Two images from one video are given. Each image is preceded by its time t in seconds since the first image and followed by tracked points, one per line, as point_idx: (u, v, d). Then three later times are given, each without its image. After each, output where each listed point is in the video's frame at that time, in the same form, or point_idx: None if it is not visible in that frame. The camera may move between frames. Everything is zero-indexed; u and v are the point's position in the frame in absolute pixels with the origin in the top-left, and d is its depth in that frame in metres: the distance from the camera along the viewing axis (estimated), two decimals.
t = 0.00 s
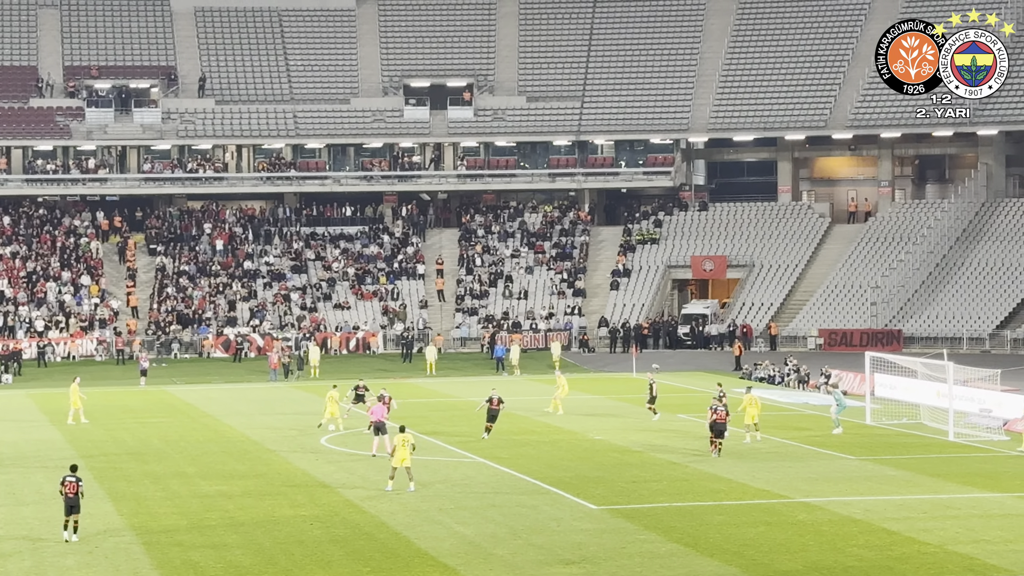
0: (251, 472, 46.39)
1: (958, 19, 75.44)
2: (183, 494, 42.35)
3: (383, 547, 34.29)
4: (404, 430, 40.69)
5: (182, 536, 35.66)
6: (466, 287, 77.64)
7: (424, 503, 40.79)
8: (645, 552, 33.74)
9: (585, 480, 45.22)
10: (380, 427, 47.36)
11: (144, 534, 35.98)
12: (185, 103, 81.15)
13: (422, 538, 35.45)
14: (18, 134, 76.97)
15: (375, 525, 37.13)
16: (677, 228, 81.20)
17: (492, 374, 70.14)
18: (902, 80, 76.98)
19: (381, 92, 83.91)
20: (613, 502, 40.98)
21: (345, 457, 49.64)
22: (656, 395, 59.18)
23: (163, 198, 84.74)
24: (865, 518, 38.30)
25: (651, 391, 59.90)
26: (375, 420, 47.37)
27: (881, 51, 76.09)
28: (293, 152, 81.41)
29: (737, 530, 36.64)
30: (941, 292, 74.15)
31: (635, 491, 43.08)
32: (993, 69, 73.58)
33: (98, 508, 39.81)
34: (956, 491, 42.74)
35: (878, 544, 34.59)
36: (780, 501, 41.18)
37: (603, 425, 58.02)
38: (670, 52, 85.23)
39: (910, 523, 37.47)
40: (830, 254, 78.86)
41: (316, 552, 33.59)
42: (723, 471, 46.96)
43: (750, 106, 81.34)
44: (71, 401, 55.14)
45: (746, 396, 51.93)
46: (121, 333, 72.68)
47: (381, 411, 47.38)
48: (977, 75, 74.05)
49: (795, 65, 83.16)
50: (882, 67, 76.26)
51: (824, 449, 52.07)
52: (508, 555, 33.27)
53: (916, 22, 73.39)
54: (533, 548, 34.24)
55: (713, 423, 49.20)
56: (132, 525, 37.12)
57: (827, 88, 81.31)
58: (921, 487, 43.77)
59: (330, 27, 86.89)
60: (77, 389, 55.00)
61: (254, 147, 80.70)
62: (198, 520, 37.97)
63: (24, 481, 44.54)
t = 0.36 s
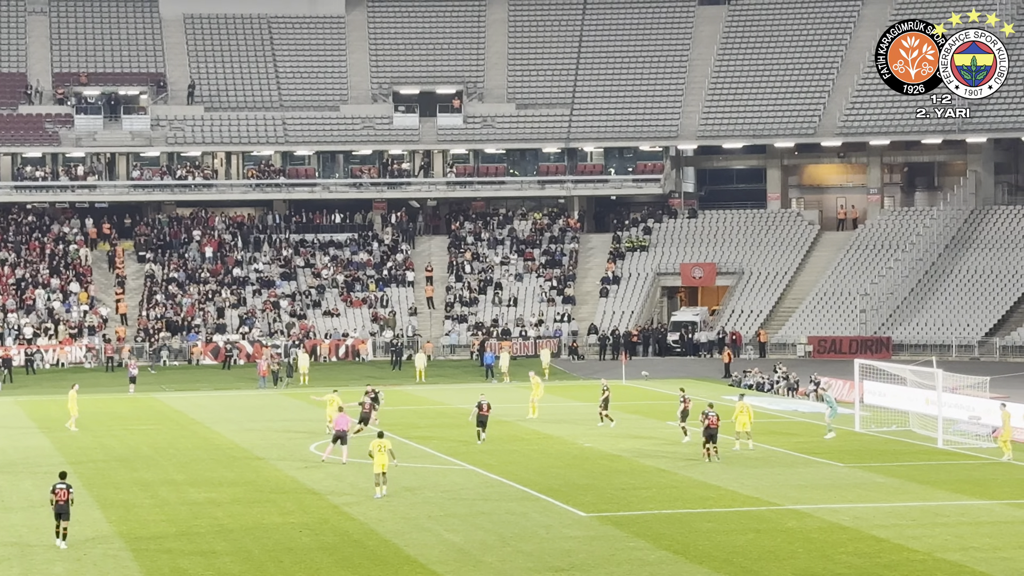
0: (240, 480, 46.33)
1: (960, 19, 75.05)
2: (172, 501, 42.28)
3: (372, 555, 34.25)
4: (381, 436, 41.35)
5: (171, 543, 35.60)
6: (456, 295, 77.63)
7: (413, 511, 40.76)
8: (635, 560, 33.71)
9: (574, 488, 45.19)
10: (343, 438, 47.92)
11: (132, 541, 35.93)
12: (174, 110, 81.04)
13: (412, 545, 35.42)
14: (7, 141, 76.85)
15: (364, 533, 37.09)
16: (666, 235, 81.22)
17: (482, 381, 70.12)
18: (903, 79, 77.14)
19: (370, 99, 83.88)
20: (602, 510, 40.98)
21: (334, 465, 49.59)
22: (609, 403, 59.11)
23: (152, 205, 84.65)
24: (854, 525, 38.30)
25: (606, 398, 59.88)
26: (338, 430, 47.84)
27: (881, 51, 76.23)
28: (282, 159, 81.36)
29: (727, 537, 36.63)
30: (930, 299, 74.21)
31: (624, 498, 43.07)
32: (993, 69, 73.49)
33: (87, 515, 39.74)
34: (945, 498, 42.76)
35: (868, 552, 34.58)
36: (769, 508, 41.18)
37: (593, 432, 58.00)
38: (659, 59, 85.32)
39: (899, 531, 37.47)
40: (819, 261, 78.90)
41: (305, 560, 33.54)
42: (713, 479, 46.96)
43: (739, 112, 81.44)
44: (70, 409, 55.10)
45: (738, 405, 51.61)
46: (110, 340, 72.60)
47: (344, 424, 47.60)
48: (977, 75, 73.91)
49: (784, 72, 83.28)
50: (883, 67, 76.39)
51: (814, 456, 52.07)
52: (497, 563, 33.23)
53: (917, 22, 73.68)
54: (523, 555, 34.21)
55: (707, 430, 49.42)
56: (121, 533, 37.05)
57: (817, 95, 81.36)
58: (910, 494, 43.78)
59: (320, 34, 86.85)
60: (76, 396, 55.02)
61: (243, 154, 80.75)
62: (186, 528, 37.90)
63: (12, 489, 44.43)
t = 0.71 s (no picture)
0: (235, 486, 46.30)
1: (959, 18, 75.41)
2: (167, 508, 42.27)
3: (366, 561, 34.25)
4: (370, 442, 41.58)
5: (165, 550, 35.59)
6: (451, 301, 77.60)
7: (408, 517, 40.77)
8: (629, 566, 33.71)
9: (569, 494, 45.19)
10: (305, 439, 48.68)
11: (127, 547, 35.92)
12: (170, 116, 81.06)
13: (407, 552, 35.42)
14: (2, 147, 76.86)
15: (359, 539, 37.10)
16: (662, 241, 81.23)
17: (478, 388, 70.15)
18: (902, 79, 77.34)
19: (366, 105, 83.90)
20: (597, 516, 40.98)
21: (329, 471, 49.60)
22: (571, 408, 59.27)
23: (147, 211, 84.69)
24: (849, 532, 38.30)
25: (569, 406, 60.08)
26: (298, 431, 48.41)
27: (881, 51, 76.26)
28: (278, 165, 81.48)
29: (721, 544, 36.64)
30: (925, 305, 74.24)
31: (619, 505, 43.08)
32: (993, 69, 73.90)
33: (82, 522, 39.74)
34: (939, 505, 42.78)
35: (862, 558, 34.59)
36: (764, 515, 41.19)
37: (588, 438, 58.02)
38: (655, 65, 85.34)
39: (894, 537, 37.48)
40: (815, 267, 78.90)
41: (299, 566, 33.53)
42: (708, 485, 46.96)
43: (735, 119, 81.50)
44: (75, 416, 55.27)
45: (741, 411, 51.89)
46: (105, 346, 72.61)
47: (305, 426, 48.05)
48: (977, 75, 74.28)
49: (779, 78, 83.35)
50: (882, 68, 76.54)
51: (809, 462, 52.09)
52: (492, 569, 33.24)
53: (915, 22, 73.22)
54: (518, 562, 34.22)
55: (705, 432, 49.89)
56: (115, 539, 37.04)
57: (812, 102, 81.42)
58: (905, 500, 43.79)
59: (315, 40, 86.83)
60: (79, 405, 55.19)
61: (239, 161, 80.80)
62: (181, 534, 37.90)
63: (7, 495, 44.43)
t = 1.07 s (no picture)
0: (235, 489, 46.27)
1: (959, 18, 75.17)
2: (167, 511, 42.29)
3: (367, 564, 34.29)
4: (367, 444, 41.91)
5: (166, 553, 35.61)
6: (451, 304, 77.52)
7: (408, 520, 40.80)
8: (630, 569, 33.75)
9: (569, 496, 45.21)
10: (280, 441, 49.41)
11: (127, 550, 35.89)
12: (170, 119, 81.03)
13: (407, 555, 35.44)
14: (2, 150, 76.80)
15: (359, 542, 37.13)
16: (663, 244, 81.23)
17: (478, 391, 70.18)
18: (902, 79, 77.55)
19: (366, 108, 83.87)
20: (597, 519, 40.99)
21: (329, 474, 49.62)
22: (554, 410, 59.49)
23: (147, 214, 84.66)
24: (849, 534, 38.35)
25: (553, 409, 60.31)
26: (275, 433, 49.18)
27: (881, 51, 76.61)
28: (279, 169, 81.59)
29: (722, 546, 36.69)
30: (926, 308, 74.27)
31: (619, 507, 43.12)
32: (993, 69, 73.65)
33: (82, 525, 39.76)
34: (940, 507, 42.83)
35: (863, 561, 34.63)
36: (764, 517, 41.23)
37: (588, 441, 58.06)
38: (655, 68, 85.32)
39: (895, 540, 37.53)
40: (815, 270, 78.92)
41: (300, 569, 33.56)
42: (708, 488, 46.97)
43: (736, 121, 81.47)
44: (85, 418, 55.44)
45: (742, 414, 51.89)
46: (106, 350, 72.61)
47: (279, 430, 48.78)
48: (977, 75, 74.05)
49: (780, 81, 83.35)
50: (882, 67, 76.89)
51: (809, 464, 52.12)
52: (493, 572, 33.27)
53: (916, 22, 73.36)
54: (518, 565, 34.27)
55: (705, 433, 49.99)
56: (116, 543, 37.01)
57: (812, 105, 81.36)
58: (905, 503, 43.84)
59: (315, 43, 86.84)
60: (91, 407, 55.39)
61: (239, 164, 80.78)
62: (182, 537, 37.93)
63: (8, 498, 44.44)
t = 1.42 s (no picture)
0: (248, 490, 46.26)
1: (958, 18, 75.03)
2: (180, 512, 42.27)
3: (380, 565, 34.27)
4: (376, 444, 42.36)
5: (179, 554, 35.58)
6: (464, 304, 77.53)
7: (421, 521, 40.77)
8: (643, 570, 33.70)
9: (582, 498, 45.17)
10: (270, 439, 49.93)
11: (141, 552, 35.91)
12: (183, 120, 81.08)
13: (420, 556, 35.42)
14: (15, 152, 76.90)
15: (371, 543, 37.10)
16: (675, 245, 81.20)
17: (490, 392, 70.19)
18: (902, 79, 77.41)
19: (378, 109, 83.90)
20: (610, 520, 40.96)
21: (342, 476, 49.62)
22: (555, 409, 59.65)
23: (160, 215, 84.73)
24: (863, 535, 38.29)
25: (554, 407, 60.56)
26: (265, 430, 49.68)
27: (881, 51, 76.59)
28: (291, 170, 81.45)
29: (735, 547, 36.65)
30: (939, 309, 74.19)
31: (632, 508, 43.09)
32: (993, 69, 73.57)
33: (95, 526, 39.76)
34: (952, 508, 42.77)
35: (876, 562, 34.56)
36: (777, 518, 41.19)
37: (601, 442, 58.02)
38: (668, 69, 85.29)
39: (908, 541, 37.46)
40: (828, 271, 78.87)
41: (313, 571, 33.53)
42: (721, 489, 46.89)
43: (749, 122, 81.44)
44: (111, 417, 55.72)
45: (750, 415, 51.69)
46: (119, 351, 72.65)
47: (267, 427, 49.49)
48: (977, 75, 73.99)
49: (792, 81, 83.31)
50: (882, 67, 76.89)
51: (822, 465, 52.05)
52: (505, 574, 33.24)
53: (915, 22, 73.32)
54: (531, 566, 34.23)
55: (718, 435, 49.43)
56: (129, 544, 37.04)
57: (824, 106, 81.32)
58: (918, 503, 43.78)
59: (328, 44, 86.89)
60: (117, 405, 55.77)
61: (251, 165, 80.82)
62: (195, 538, 37.90)
63: (20, 500, 44.44)
